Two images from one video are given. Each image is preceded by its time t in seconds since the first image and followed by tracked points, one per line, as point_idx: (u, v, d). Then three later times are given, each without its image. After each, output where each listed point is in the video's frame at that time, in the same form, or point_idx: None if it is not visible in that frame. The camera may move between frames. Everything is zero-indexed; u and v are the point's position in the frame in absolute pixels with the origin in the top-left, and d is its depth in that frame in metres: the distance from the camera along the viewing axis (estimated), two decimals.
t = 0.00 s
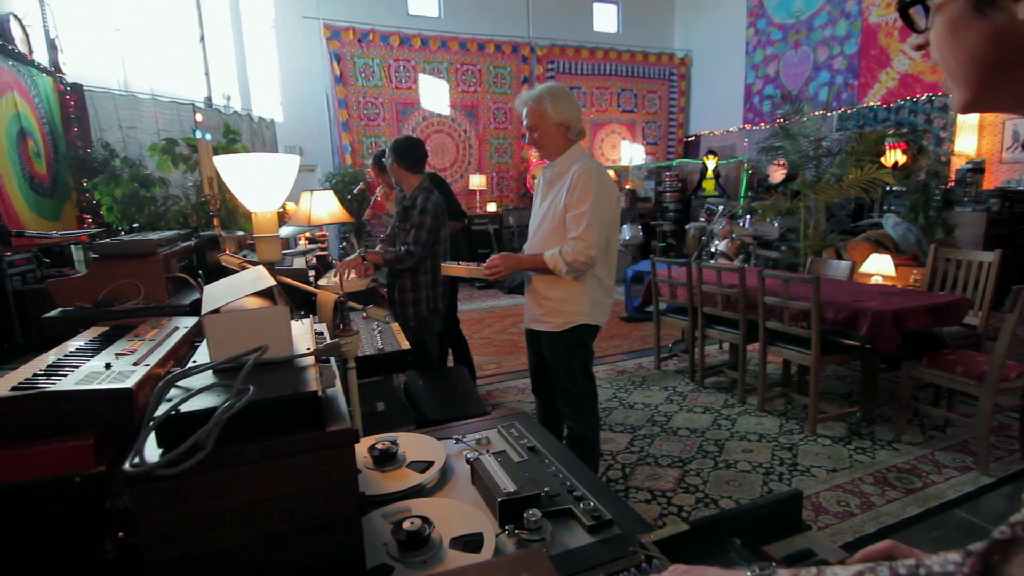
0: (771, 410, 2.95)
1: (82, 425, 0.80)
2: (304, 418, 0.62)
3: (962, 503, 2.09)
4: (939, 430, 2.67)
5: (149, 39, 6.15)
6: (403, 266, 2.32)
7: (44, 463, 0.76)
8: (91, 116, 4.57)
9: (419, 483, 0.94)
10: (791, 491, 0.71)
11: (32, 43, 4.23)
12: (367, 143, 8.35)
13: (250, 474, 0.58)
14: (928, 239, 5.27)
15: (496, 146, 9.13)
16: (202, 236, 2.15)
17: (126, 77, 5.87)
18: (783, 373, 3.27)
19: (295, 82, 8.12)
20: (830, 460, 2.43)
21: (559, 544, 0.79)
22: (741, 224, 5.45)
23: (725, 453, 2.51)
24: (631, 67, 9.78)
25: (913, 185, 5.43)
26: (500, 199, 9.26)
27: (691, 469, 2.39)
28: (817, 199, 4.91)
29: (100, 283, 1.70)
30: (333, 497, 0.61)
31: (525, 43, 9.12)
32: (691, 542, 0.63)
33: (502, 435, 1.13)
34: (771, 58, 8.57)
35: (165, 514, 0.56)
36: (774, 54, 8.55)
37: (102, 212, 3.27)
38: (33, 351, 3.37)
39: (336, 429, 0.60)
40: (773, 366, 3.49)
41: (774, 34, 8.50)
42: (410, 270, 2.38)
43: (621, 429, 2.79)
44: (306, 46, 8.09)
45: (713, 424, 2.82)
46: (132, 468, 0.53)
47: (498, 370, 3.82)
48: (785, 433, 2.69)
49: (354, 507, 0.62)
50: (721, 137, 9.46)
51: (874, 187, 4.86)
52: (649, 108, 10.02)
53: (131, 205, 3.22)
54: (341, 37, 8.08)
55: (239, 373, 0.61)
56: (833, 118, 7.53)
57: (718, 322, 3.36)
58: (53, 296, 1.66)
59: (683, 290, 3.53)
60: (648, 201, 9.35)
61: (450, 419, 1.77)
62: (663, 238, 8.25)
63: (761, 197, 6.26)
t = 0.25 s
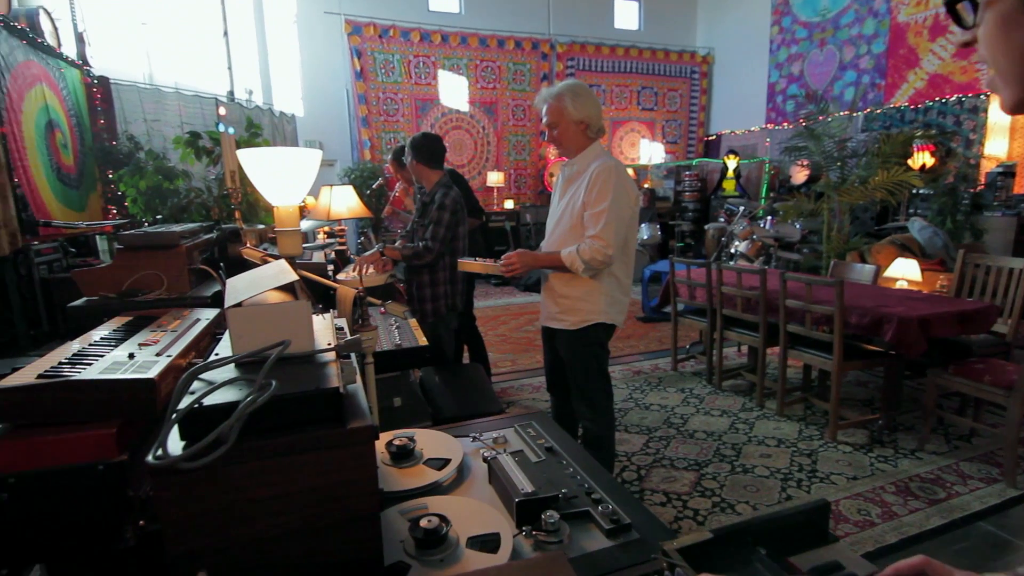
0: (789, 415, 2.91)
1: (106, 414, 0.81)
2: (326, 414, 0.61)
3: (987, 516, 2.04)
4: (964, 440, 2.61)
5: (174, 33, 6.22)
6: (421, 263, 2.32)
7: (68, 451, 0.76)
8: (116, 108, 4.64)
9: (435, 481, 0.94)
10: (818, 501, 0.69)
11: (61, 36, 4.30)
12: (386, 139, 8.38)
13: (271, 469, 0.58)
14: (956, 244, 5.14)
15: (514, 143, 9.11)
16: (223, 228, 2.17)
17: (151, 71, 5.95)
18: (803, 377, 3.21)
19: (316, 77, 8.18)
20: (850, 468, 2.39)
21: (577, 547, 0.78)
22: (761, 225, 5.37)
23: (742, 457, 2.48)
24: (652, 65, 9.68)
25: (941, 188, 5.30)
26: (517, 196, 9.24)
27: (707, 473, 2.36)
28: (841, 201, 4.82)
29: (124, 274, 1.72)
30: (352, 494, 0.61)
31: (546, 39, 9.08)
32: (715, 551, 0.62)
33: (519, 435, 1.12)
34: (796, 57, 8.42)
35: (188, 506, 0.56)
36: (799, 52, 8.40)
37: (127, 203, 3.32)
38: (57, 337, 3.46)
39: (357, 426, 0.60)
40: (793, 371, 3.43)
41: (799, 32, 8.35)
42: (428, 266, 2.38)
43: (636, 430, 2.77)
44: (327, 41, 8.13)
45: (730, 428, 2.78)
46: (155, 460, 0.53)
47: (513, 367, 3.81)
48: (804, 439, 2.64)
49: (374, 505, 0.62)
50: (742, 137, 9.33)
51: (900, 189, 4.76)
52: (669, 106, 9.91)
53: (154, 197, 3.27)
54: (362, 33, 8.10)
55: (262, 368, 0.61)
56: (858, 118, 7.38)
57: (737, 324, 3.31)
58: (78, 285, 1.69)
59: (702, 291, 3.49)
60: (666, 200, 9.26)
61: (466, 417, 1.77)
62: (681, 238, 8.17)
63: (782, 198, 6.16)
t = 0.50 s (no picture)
0: (808, 411, 2.86)
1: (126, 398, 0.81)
2: (343, 402, 0.61)
3: (1012, 519, 1.99)
4: (989, 440, 2.55)
5: (196, 21, 6.26)
6: (438, 252, 2.32)
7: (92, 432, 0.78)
8: (140, 95, 4.69)
9: (451, 470, 0.93)
10: (843, 502, 0.67)
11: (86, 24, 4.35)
12: (404, 128, 8.38)
13: (288, 457, 0.58)
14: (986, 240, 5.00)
15: (533, 133, 9.06)
16: (244, 215, 2.19)
17: (174, 59, 6.00)
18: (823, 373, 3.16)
19: (335, 64, 8.18)
20: (870, 466, 2.34)
21: (593, 541, 0.78)
22: (783, 218, 5.27)
23: (759, 453, 2.45)
24: (674, 54, 9.51)
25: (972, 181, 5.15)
26: (535, 186, 9.19)
27: (723, 468, 2.34)
28: (867, 194, 4.71)
29: (146, 259, 1.75)
30: (368, 484, 0.60)
31: (567, 27, 8.97)
32: (733, 550, 0.61)
33: (535, 426, 1.11)
34: (823, 46, 8.21)
35: (205, 491, 0.56)
36: (827, 41, 8.19)
37: (149, 189, 3.37)
38: (82, 321, 3.54)
39: (374, 416, 0.60)
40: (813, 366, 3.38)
41: (827, 20, 8.13)
42: (445, 256, 2.38)
43: (652, 423, 2.75)
44: (347, 30, 8.13)
45: (747, 423, 2.75)
46: (174, 446, 0.53)
47: (528, 358, 3.81)
48: (823, 436, 2.60)
49: (388, 494, 0.61)
50: (765, 128, 9.16)
51: (929, 183, 4.63)
52: (691, 96, 9.75)
53: (177, 183, 3.31)
54: (382, 20, 8.07)
55: (280, 354, 0.60)
56: (887, 109, 7.18)
57: (757, 318, 3.26)
58: (102, 269, 1.72)
59: (721, 284, 3.44)
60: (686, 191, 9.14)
61: (481, 407, 1.77)
62: (701, 230, 8.07)
63: (806, 191, 6.04)
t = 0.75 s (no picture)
0: (809, 410, 2.86)
1: (121, 397, 0.80)
2: (336, 402, 0.61)
3: (1013, 518, 1.98)
4: (990, 439, 2.54)
5: (197, 16, 6.24)
6: (438, 249, 2.31)
7: (86, 432, 0.77)
8: (140, 91, 4.68)
9: (448, 471, 0.93)
10: (843, 505, 0.67)
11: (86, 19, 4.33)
12: (405, 124, 8.35)
13: (281, 460, 0.57)
14: (988, 238, 4.98)
15: (534, 129, 9.03)
16: (242, 212, 2.18)
17: (175, 55, 5.97)
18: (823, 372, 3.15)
19: (336, 59, 8.14)
20: (870, 466, 2.34)
21: (590, 543, 0.77)
22: (785, 215, 5.25)
23: (759, 452, 2.45)
24: (677, 50, 9.47)
25: (975, 179, 5.13)
26: (536, 183, 9.17)
27: (722, 467, 2.33)
28: (869, 191, 4.69)
29: (144, 256, 1.74)
30: (362, 486, 0.60)
31: (568, 23, 8.93)
32: (731, 554, 0.60)
33: (533, 426, 1.11)
34: (826, 42, 8.17)
35: (196, 494, 0.56)
36: (830, 37, 8.15)
37: (149, 185, 3.36)
38: (82, 318, 3.53)
39: (368, 417, 0.59)
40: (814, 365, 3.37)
41: (830, 16, 8.09)
42: (444, 253, 2.37)
43: (651, 422, 2.75)
44: (348, 25, 8.10)
45: (747, 422, 2.74)
46: (163, 448, 0.52)
47: (528, 356, 3.80)
48: (823, 435, 2.60)
49: (382, 497, 0.61)
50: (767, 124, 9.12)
51: (932, 180, 4.61)
52: (693, 93, 9.71)
53: (176, 180, 3.30)
54: (383, 16, 8.03)
55: (272, 355, 0.60)
56: (890, 105, 7.15)
57: (757, 316, 3.25)
58: (100, 267, 1.71)
59: (722, 282, 3.43)
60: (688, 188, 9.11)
61: (480, 406, 1.76)
62: (702, 227, 8.05)
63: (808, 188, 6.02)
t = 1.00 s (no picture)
0: (806, 413, 2.85)
1: (109, 413, 0.79)
2: (326, 416, 0.60)
3: (1012, 519, 1.98)
4: (987, 440, 2.54)
5: (190, 29, 6.25)
6: (432, 258, 2.30)
7: (73, 449, 0.76)
8: (133, 104, 4.67)
9: (442, 482, 0.92)
10: (840, 511, 0.66)
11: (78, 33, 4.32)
12: (399, 134, 8.37)
13: (270, 475, 0.56)
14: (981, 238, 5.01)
15: (528, 137, 9.06)
16: (235, 224, 2.17)
17: (168, 68, 5.97)
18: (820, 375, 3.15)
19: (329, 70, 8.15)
20: (869, 468, 2.33)
21: (586, 553, 0.76)
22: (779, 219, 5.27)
23: (757, 456, 2.44)
24: (668, 57, 9.54)
25: (966, 180, 5.17)
26: (531, 190, 9.19)
27: (721, 472, 2.32)
28: (862, 194, 4.71)
29: (136, 270, 1.73)
30: (353, 499, 0.59)
31: (560, 31, 8.98)
32: (729, 563, 0.59)
33: (528, 435, 1.10)
34: (816, 47, 8.25)
35: (184, 511, 0.55)
36: (819, 42, 8.22)
37: (141, 198, 3.34)
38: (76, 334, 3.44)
39: (357, 430, 0.59)
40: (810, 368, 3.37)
41: (819, 21, 8.17)
42: (438, 262, 2.37)
43: (649, 428, 2.74)
44: (341, 36, 8.12)
45: (745, 426, 2.73)
46: (148, 465, 0.52)
47: (525, 363, 3.79)
48: (821, 438, 2.59)
49: (374, 510, 0.60)
50: (759, 129, 9.19)
51: (923, 182, 4.65)
52: (685, 99, 9.77)
53: (169, 192, 3.28)
54: (376, 27, 8.07)
55: (260, 369, 0.59)
56: (881, 109, 7.20)
57: (753, 320, 3.25)
58: (91, 281, 1.69)
59: (717, 287, 3.43)
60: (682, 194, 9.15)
61: (476, 414, 1.75)
62: (697, 232, 8.07)
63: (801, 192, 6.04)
